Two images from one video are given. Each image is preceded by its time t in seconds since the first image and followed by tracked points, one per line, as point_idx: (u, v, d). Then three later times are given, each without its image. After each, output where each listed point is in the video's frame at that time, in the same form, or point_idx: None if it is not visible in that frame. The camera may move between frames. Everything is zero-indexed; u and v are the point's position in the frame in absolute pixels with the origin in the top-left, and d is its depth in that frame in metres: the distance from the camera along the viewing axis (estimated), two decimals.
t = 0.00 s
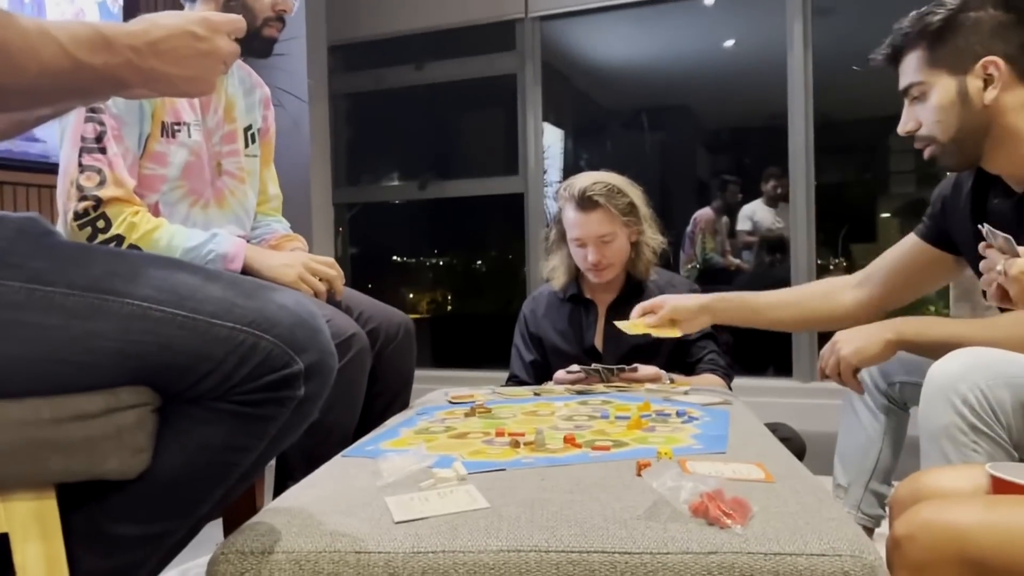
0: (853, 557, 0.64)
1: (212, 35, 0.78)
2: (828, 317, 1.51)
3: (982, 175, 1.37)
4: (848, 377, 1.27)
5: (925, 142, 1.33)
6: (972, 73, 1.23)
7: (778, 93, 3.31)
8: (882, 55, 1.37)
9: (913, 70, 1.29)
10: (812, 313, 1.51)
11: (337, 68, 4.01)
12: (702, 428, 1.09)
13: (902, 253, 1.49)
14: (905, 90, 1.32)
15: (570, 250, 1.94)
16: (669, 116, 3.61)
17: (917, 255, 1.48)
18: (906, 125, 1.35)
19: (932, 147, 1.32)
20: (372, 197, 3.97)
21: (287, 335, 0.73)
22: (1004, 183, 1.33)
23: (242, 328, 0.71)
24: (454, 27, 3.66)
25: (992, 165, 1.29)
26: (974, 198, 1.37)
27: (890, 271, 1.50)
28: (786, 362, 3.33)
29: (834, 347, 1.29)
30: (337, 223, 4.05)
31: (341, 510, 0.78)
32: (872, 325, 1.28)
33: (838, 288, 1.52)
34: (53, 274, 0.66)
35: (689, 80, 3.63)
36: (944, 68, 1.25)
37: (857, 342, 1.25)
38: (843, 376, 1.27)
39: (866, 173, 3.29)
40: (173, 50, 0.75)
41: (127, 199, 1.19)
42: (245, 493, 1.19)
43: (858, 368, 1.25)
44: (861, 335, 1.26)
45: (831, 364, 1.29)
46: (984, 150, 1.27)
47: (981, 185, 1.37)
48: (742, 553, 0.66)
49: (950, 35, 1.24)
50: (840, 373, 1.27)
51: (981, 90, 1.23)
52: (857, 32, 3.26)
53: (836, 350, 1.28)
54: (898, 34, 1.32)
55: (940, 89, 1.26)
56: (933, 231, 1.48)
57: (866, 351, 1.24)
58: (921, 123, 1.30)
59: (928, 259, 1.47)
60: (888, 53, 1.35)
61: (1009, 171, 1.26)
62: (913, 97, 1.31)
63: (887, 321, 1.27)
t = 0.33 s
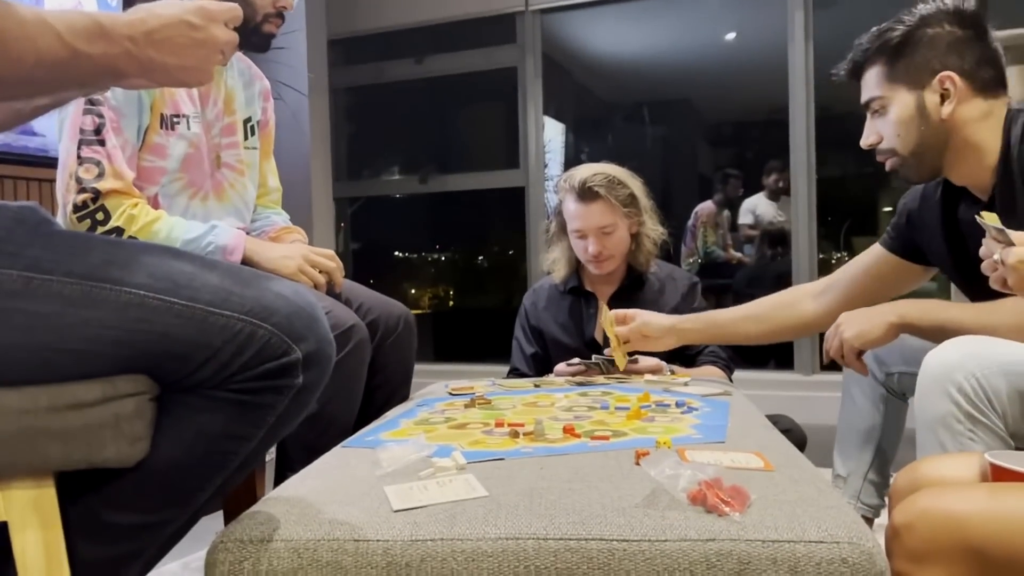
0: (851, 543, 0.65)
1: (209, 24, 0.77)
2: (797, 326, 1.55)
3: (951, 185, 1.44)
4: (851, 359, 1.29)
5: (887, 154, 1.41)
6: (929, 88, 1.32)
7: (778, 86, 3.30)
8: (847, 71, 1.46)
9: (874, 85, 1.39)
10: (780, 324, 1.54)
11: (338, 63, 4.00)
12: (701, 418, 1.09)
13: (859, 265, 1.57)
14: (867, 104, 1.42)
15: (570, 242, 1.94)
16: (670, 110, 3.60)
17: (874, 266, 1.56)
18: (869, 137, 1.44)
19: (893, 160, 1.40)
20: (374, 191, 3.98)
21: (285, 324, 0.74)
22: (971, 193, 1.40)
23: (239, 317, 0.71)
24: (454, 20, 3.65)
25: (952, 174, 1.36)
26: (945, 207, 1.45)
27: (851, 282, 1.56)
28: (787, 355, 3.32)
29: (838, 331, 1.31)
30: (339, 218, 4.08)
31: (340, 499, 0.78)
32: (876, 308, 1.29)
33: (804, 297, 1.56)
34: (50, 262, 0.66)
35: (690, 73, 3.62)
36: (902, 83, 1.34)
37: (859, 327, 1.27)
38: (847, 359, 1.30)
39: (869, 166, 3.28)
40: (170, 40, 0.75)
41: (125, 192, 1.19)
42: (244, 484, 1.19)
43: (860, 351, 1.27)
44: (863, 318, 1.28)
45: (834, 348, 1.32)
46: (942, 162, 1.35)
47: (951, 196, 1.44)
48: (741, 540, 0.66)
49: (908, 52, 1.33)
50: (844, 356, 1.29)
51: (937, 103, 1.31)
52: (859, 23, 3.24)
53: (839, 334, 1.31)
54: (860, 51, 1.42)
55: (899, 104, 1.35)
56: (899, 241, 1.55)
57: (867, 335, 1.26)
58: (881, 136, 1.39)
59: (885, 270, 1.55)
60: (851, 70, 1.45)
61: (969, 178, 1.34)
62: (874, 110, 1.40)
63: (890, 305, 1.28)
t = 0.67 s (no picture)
0: (854, 538, 0.64)
1: (210, 20, 0.77)
2: (802, 330, 1.55)
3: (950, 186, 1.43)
4: (852, 354, 1.29)
5: (886, 155, 1.41)
6: (926, 89, 1.31)
7: (782, 85, 3.29)
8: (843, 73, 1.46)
9: (871, 87, 1.38)
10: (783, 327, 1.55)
11: (341, 59, 4.00)
12: (703, 414, 1.08)
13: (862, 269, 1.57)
14: (864, 106, 1.41)
15: (573, 237, 1.94)
16: (673, 108, 3.59)
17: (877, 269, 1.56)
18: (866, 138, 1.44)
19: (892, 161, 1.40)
20: (378, 187, 3.98)
21: (286, 316, 0.74)
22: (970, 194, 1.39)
23: (240, 309, 0.71)
24: (458, 17, 3.65)
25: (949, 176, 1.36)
26: (944, 209, 1.44)
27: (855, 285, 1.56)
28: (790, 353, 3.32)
29: (839, 325, 1.30)
30: (342, 215, 4.09)
31: (341, 492, 0.78)
32: (878, 303, 1.28)
33: (809, 301, 1.56)
34: (52, 253, 0.66)
35: (694, 70, 3.61)
36: (898, 84, 1.34)
37: (860, 321, 1.26)
38: (848, 353, 1.29)
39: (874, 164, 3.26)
40: (171, 35, 0.75)
41: (128, 185, 1.19)
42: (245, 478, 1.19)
43: (860, 346, 1.26)
44: (865, 313, 1.27)
45: (836, 342, 1.30)
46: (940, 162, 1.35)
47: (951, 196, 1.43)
48: (742, 534, 0.66)
49: (903, 53, 1.33)
50: (845, 350, 1.29)
51: (933, 105, 1.31)
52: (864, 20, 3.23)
53: (841, 327, 1.30)
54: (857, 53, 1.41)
55: (896, 105, 1.35)
56: (899, 243, 1.53)
57: (868, 330, 1.25)
58: (879, 138, 1.39)
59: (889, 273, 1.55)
60: (847, 72, 1.44)
61: (966, 179, 1.34)
62: (871, 113, 1.40)
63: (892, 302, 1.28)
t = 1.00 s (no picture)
0: (858, 540, 0.65)
1: (219, 24, 0.78)
2: (795, 325, 1.56)
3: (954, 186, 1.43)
4: (855, 357, 1.29)
5: (891, 156, 1.41)
6: (936, 88, 1.31)
7: (784, 87, 3.30)
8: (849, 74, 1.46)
9: (880, 87, 1.38)
10: (780, 321, 1.56)
11: (344, 60, 4.01)
12: (706, 415, 1.09)
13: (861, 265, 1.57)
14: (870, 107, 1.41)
15: (578, 236, 1.94)
16: (676, 108, 3.59)
17: (876, 267, 1.56)
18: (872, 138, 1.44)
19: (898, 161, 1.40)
20: (380, 187, 3.99)
21: (293, 316, 0.74)
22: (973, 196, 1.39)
23: (248, 310, 0.72)
24: (461, 18, 3.65)
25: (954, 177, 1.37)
26: (947, 211, 1.44)
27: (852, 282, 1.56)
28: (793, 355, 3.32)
29: (841, 329, 1.31)
30: (345, 215, 4.09)
31: (346, 493, 0.79)
32: (881, 305, 1.29)
33: (805, 297, 1.56)
34: (61, 255, 0.67)
35: (697, 71, 3.60)
36: (907, 84, 1.34)
37: (862, 325, 1.27)
38: (850, 357, 1.30)
39: (876, 166, 3.26)
40: (179, 39, 0.75)
41: (134, 185, 1.20)
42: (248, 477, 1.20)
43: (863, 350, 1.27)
44: (867, 316, 1.28)
45: (838, 345, 1.31)
46: (948, 162, 1.35)
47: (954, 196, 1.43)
48: (746, 536, 0.66)
49: (914, 53, 1.32)
50: (847, 353, 1.29)
51: (942, 105, 1.32)
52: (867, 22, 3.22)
53: (842, 331, 1.30)
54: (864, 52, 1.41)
55: (904, 105, 1.34)
56: (901, 243, 1.54)
57: (870, 333, 1.26)
58: (886, 138, 1.39)
59: (886, 272, 1.55)
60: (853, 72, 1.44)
61: (972, 180, 1.34)
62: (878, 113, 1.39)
63: (895, 303, 1.28)
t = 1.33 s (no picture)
0: (859, 543, 0.65)
1: (226, 26, 0.79)
2: (799, 334, 1.57)
3: (960, 187, 1.43)
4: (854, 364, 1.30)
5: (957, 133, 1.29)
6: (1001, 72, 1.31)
7: (788, 90, 3.30)
8: (905, 38, 1.30)
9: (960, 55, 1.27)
10: (785, 331, 1.56)
11: (348, 62, 4.02)
12: (709, 419, 1.09)
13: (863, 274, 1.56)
14: (946, 74, 1.27)
15: (583, 234, 1.95)
16: (680, 111, 3.59)
17: (877, 274, 1.57)
18: (941, 110, 1.29)
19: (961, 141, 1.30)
20: (384, 189, 4.00)
21: (299, 319, 0.75)
22: (979, 198, 1.39)
23: (254, 311, 0.73)
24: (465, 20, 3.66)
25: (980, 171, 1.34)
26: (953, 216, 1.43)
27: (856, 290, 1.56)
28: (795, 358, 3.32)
29: (841, 335, 1.31)
30: (348, 218, 4.09)
31: (351, 494, 0.79)
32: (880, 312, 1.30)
33: (809, 306, 1.57)
34: (69, 256, 0.68)
35: (701, 74, 3.60)
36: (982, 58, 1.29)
37: (863, 331, 1.27)
38: (851, 363, 1.30)
39: (878, 171, 3.26)
40: (187, 41, 0.76)
41: (140, 188, 1.21)
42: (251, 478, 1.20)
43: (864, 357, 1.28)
44: (867, 323, 1.29)
45: (838, 352, 1.32)
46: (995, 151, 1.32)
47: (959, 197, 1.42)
48: (749, 538, 0.66)
49: (984, 33, 1.30)
50: (847, 360, 1.30)
51: (1007, 86, 1.31)
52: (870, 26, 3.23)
53: (843, 337, 1.31)
54: (925, 19, 1.30)
55: (987, 76, 1.28)
56: (903, 247, 1.54)
57: (871, 339, 1.26)
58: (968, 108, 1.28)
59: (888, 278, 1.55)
60: (920, 35, 1.29)
61: (998, 178, 1.34)
62: (959, 81, 1.28)
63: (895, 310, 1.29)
